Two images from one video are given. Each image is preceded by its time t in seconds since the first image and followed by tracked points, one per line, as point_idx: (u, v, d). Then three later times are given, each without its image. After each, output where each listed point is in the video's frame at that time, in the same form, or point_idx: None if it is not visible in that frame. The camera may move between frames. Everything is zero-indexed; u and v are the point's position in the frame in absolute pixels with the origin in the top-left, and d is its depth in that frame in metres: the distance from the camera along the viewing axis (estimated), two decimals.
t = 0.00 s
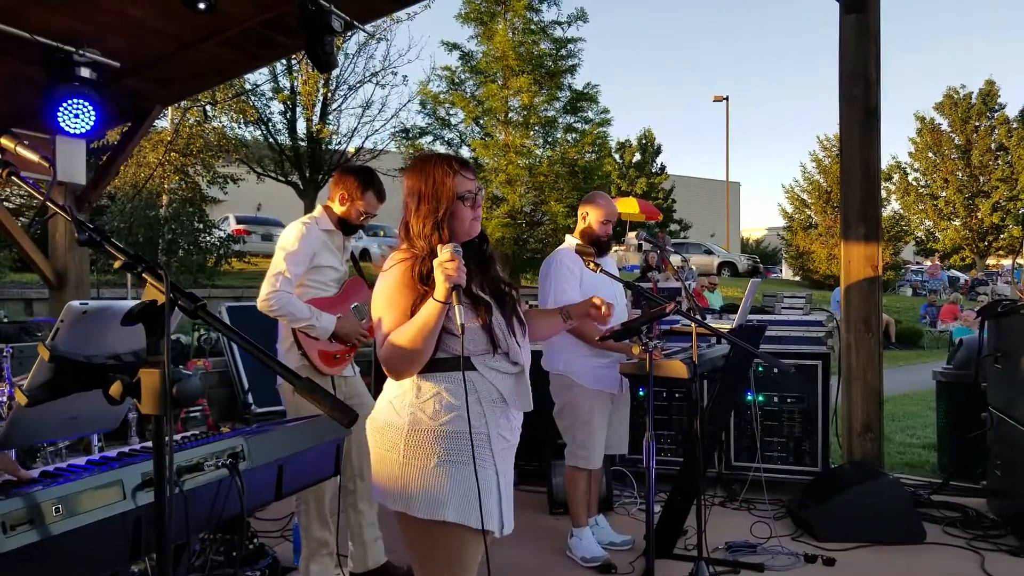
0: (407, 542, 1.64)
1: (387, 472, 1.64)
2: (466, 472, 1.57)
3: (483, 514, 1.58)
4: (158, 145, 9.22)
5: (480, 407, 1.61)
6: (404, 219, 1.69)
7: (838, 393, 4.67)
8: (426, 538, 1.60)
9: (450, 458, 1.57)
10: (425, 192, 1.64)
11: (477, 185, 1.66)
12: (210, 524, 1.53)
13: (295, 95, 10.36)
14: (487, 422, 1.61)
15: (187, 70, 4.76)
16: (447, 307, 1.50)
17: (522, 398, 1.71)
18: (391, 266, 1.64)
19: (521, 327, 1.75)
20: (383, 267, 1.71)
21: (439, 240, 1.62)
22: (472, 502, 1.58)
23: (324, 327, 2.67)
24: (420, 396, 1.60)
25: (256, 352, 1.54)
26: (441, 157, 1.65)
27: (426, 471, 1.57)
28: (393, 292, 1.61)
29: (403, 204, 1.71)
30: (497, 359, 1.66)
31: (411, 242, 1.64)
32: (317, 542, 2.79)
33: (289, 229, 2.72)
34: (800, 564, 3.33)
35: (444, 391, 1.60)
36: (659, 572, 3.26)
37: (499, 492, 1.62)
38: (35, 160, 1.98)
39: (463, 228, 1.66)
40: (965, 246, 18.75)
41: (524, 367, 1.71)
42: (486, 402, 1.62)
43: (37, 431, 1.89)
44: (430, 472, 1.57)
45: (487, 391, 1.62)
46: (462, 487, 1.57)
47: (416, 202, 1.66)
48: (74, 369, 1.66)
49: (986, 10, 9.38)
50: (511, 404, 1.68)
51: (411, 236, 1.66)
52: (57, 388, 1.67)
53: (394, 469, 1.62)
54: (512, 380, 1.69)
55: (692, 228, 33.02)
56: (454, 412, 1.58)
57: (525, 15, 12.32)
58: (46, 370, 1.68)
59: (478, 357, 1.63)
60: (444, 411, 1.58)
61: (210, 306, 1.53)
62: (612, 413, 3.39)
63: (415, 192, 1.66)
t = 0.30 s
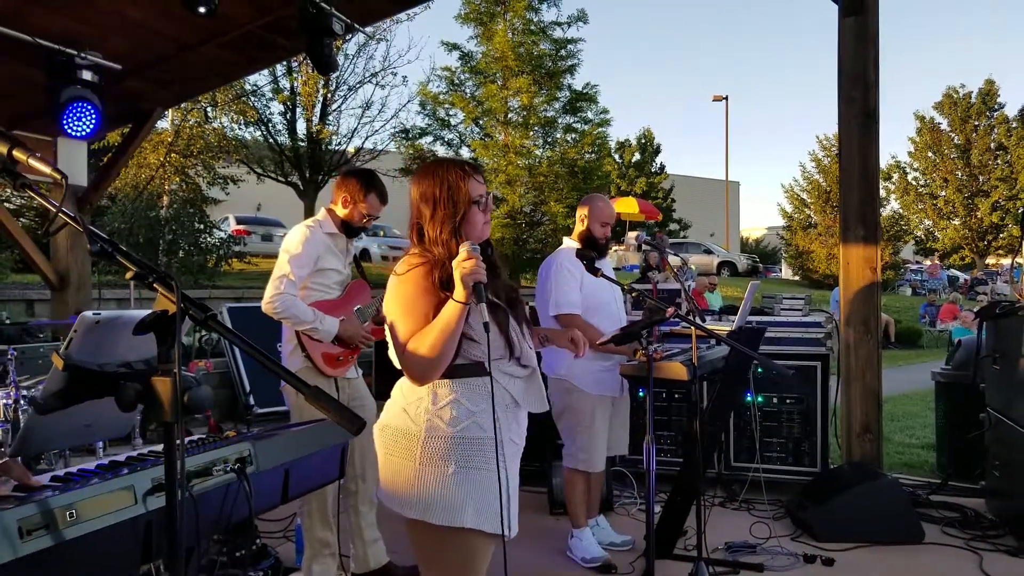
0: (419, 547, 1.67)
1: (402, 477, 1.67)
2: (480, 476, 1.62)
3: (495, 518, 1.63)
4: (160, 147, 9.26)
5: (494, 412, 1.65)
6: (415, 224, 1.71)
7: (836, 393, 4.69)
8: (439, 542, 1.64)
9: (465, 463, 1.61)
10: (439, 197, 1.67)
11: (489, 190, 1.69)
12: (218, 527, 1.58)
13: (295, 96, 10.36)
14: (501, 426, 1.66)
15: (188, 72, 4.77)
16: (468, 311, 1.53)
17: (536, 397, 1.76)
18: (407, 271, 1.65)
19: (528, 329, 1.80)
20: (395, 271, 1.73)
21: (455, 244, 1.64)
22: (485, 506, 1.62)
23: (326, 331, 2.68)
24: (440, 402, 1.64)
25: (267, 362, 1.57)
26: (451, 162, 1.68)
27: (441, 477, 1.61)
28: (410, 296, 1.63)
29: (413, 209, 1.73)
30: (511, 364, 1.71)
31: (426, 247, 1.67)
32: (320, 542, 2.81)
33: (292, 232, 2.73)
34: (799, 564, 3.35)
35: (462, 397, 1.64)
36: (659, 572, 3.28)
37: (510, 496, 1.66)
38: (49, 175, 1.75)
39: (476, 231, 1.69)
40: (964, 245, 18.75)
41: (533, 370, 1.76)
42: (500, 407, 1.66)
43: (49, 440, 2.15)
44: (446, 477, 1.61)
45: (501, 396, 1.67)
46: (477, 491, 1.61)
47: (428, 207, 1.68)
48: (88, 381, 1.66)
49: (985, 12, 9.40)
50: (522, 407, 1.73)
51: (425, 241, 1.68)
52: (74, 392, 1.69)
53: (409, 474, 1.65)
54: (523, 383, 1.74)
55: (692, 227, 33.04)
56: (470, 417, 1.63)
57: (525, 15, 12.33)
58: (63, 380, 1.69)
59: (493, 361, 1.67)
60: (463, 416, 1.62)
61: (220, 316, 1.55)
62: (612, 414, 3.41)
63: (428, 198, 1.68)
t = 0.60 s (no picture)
0: (438, 551, 1.72)
1: (422, 483, 1.71)
2: (498, 476, 1.68)
3: (512, 518, 1.69)
4: (161, 147, 9.30)
5: (510, 414, 1.72)
6: (427, 225, 1.74)
7: (835, 393, 4.71)
8: (457, 544, 1.69)
9: (486, 466, 1.66)
10: (451, 198, 1.70)
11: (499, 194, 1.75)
12: (225, 528, 1.62)
13: (295, 96, 10.38)
14: (515, 428, 1.72)
15: (189, 73, 4.78)
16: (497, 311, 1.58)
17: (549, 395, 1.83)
18: (426, 273, 1.68)
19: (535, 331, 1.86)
20: (408, 274, 1.75)
21: (473, 245, 1.68)
22: (503, 507, 1.68)
23: (329, 330, 2.70)
24: (457, 408, 1.69)
25: (276, 367, 1.59)
26: (461, 165, 1.72)
27: (462, 481, 1.66)
28: (434, 298, 1.66)
29: (424, 211, 1.75)
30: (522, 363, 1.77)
31: (443, 248, 1.70)
32: (322, 542, 2.83)
33: (295, 235, 2.75)
34: (798, 564, 3.37)
35: (481, 401, 1.69)
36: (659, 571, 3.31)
37: (522, 496, 1.72)
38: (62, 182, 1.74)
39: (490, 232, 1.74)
40: (963, 244, 18.78)
41: (542, 367, 1.84)
42: (515, 408, 1.73)
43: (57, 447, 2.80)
44: (468, 481, 1.66)
45: (516, 396, 1.74)
46: (496, 492, 1.67)
47: (441, 210, 1.71)
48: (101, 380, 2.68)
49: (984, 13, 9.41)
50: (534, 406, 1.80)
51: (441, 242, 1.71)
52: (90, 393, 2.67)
53: (429, 480, 1.69)
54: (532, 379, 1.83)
55: (691, 227, 33.10)
56: (489, 421, 1.68)
57: (525, 15, 12.33)
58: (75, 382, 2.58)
59: (507, 362, 1.73)
60: (480, 421, 1.67)
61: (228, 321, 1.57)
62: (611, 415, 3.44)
63: (440, 199, 1.71)
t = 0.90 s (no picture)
0: (450, 551, 1.75)
1: (433, 485, 1.74)
2: (507, 473, 1.74)
3: (519, 515, 1.75)
4: (154, 144, 9.38)
5: (517, 414, 1.78)
6: (435, 225, 1.77)
7: (826, 392, 4.76)
8: (469, 542, 1.74)
9: (496, 464, 1.72)
10: (459, 197, 1.76)
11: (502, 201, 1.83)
12: (232, 524, 1.66)
13: (289, 94, 10.37)
14: (521, 427, 1.79)
15: (186, 72, 4.78)
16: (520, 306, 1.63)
17: (547, 392, 1.90)
18: (439, 270, 1.70)
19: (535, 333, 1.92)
20: (417, 276, 1.76)
21: (484, 240, 1.74)
22: (511, 503, 1.74)
23: (328, 328, 2.73)
24: (468, 409, 1.73)
25: (284, 366, 1.62)
26: (468, 167, 1.79)
27: (475, 480, 1.71)
28: (449, 294, 1.68)
29: (431, 215, 1.79)
30: (525, 363, 1.83)
31: (453, 245, 1.73)
32: (320, 541, 2.85)
33: (293, 234, 2.78)
34: (789, 560, 3.42)
35: (490, 402, 1.74)
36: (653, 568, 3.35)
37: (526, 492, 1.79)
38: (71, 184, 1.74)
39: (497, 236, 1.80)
40: (952, 246, 18.93)
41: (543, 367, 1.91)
42: (521, 407, 1.79)
43: (66, 445, 2.96)
44: (481, 480, 1.71)
45: (521, 396, 1.80)
46: (505, 489, 1.73)
47: (449, 208, 1.76)
48: (112, 378, 2.77)
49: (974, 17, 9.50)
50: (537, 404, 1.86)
51: (451, 239, 1.74)
52: (102, 394, 2.78)
53: (441, 481, 1.73)
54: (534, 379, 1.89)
55: (684, 227, 33.22)
56: (498, 420, 1.74)
57: (520, 15, 12.36)
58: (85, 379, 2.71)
59: (512, 362, 1.79)
60: (490, 421, 1.73)
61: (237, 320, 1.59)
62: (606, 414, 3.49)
63: (449, 197, 1.76)
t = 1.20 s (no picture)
0: (445, 555, 1.77)
1: (429, 489, 1.76)
2: (501, 478, 1.76)
3: (513, 519, 1.78)
4: (136, 141, 9.40)
5: (511, 418, 1.80)
6: (436, 226, 1.79)
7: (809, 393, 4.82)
8: (464, 546, 1.75)
9: (491, 468, 1.75)
10: (462, 199, 1.80)
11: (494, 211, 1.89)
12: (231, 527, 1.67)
13: (273, 92, 10.30)
14: (515, 432, 1.81)
15: (173, 71, 4.74)
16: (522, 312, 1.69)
17: (539, 397, 1.93)
18: (445, 268, 1.71)
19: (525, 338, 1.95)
20: (415, 276, 1.76)
21: (483, 245, 1.80)
22: (505, 507, 1.76)
23: (319, 331, 2.74)
24: (466, 415, 1.75)
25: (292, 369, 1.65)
26: (466, 176, 1.83)
27: (471, 484, 1.73)
28: (457, 293, 1.69)
29: (429, 217, 1.80)
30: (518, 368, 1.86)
31: (454, 248, 1.76)
32: (308, 542, 2.86)
33: (285, 236, 2.77)
34: (773, 560, 3.47)
35: (487, 407, 1.76)
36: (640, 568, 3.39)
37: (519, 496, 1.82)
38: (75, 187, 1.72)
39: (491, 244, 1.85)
40: (932, 248, 19.17)
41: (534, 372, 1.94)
42: (516, 412, 1.82)
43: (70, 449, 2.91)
44: (476, 485, 1.73)
45: (516, 401, 1.83)
46: (499, 493, 1.75)
47: (451, 209, 1.79)
48: (117, 382, 2.81)
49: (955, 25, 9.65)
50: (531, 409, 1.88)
51: (455, 239, 1.77)
52: (105, 395, 2.79)
53: (437, 485, 1.75)
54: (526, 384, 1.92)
55: (667, 228, 33.41)
56: (494, 425, 1.76)
57: (507, 16, 12.37)
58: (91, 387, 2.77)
59: (507, 367, 1.82)
60: (487, 426, 1.75)
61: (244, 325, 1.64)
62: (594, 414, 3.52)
63: (450, 199, 1.79)
